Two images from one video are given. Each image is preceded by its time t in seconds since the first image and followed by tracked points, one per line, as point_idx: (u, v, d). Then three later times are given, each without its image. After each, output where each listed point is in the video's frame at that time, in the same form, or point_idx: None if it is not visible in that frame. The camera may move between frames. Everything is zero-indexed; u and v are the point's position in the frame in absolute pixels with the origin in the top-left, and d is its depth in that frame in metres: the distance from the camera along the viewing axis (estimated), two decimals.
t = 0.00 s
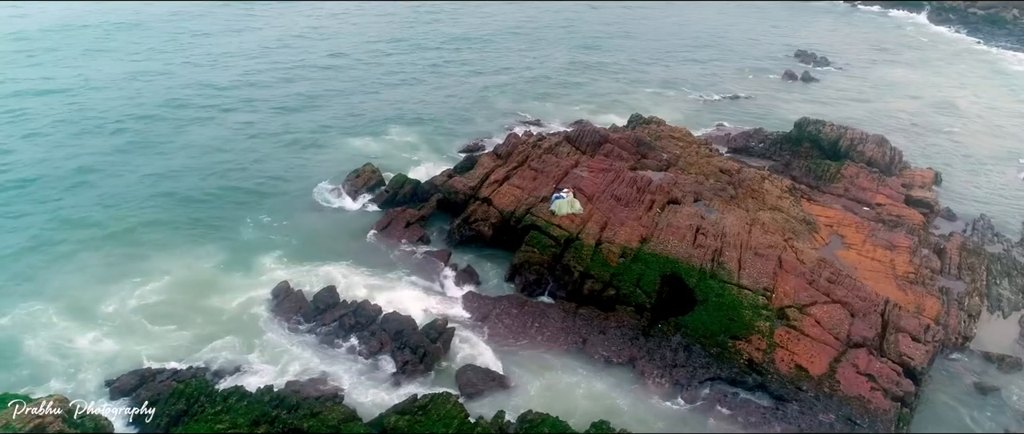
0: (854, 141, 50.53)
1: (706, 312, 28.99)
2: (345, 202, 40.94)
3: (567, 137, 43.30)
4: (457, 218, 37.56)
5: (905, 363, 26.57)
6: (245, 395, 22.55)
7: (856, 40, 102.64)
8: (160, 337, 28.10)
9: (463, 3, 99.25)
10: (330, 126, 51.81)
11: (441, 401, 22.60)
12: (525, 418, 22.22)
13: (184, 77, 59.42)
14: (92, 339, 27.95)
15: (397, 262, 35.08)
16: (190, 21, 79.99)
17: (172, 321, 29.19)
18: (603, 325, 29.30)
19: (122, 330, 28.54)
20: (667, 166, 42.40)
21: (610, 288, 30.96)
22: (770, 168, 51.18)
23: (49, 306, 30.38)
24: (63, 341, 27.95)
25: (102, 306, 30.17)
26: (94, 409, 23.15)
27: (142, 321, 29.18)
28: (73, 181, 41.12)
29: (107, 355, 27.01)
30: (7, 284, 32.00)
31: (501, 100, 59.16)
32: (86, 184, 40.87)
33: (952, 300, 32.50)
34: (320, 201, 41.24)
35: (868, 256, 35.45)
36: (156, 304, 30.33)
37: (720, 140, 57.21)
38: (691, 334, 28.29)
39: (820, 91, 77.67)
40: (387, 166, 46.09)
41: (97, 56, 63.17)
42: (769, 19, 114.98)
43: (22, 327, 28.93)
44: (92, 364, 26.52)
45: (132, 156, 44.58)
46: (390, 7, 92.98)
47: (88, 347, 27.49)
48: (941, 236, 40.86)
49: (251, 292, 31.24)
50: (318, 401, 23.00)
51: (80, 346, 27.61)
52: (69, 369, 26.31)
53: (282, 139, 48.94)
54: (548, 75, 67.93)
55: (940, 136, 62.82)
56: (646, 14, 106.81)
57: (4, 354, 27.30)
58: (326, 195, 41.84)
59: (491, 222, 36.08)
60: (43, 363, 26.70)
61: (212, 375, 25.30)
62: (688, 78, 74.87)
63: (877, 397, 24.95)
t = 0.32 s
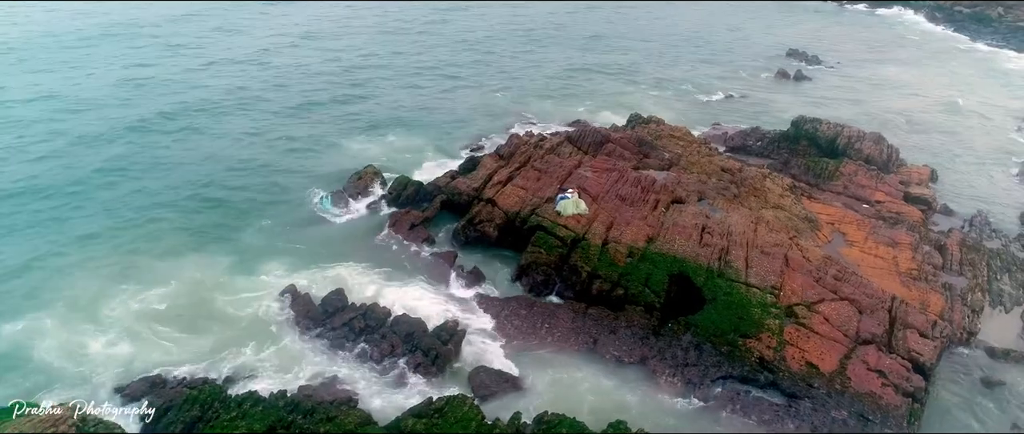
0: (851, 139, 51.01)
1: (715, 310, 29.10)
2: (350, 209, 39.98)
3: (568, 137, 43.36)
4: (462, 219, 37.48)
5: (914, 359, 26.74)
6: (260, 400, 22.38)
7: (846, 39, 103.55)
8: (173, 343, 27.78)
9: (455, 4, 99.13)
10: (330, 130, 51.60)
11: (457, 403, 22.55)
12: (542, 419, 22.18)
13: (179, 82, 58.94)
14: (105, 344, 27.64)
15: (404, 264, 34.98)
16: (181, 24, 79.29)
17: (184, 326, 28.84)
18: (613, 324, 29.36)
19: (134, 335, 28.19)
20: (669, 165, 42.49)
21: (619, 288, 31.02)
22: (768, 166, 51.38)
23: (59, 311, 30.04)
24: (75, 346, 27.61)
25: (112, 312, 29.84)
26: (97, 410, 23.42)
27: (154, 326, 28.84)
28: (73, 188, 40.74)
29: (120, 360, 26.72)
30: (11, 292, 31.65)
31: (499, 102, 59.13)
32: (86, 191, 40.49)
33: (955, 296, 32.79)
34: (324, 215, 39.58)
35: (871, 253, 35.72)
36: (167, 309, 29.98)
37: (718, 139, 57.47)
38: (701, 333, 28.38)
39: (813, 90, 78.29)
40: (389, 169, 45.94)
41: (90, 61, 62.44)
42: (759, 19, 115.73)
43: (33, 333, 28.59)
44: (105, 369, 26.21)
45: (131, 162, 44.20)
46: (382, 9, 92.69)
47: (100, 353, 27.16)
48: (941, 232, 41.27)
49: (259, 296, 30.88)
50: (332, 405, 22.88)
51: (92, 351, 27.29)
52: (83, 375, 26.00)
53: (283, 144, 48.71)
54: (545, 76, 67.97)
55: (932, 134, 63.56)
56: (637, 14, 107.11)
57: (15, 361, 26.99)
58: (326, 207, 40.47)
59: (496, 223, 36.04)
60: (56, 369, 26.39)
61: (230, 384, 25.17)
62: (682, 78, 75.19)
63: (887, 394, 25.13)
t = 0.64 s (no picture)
0: (847, 136, 51.49)
1: (722, 309, 29.24)
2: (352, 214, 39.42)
3: (569, 138, 43.45)
4: (465, 220, 37.46)
5: (921, 354, 27.00)
6: (274, 404, 22.25)
7: (836, 37, 104.41)
8: (186, 346, 27.57)
9: (448, 6, 99.03)
10: (329, 134, 51.44)
11: (471, 404, 22.49)
12: (557, 419, 22.20)
13: (175, 85, 58.57)
14: (118, 348, 27.45)
15: (409, 265, 34.95)
16: (171, 26, 78.67)
17: (197, 330, 28.60)
18: (621, 324, 29.44)
19: (146, 338, 28.00)
20: (670, 165, 42.66)
21: (626, 287, 31.07)
22: (765, 164, 51.58)
23: (69, 316, 29.82)
24: (87, 350, 27.42)
25: (123, 316, 29.63)
26: (95, 408, 24.23)
27: (166, 329, 28.61)
28: (73, 193, 40.44)
29: (134, 365, 26.56)
30: (14, 297, 31.39)
31: (497, 103, 59.13)
32: (86, 196, 40.20)
33: (956, 291, 33.12)
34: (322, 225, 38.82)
35: (872, 250, 36.02)
36: (179, 312, 29.78)
37: (714, 138, 57.78)
38: (709, 331, 28.49)
39: (804, 88, 78.94)
40: (390, 172, 45.86)
41: (83, 64, 61.86)
42: (749, 18, 116.47)
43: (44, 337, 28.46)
44: (115, 374, 26.03)
45: (130, 166, 43.89)
46: (374, 11, 92.48)
47: (113, 357, 26.99)
48: (939, 228, 41.71)
49: (266, 300, 30.65)
50: (345, 408, 22.65)
51: (106, 356, 27.08)
52: (96, 380, 25.83)
53: (282, 147, 48.46)
54: (540, 77, 68.03)
55: (923, 132, 64.33)
56: (628, 14, 107.45)
57: (27, 366, 26.84)
58: (326, 214, 39.80)
59: (500, 224, 35.99)
60: (70, 374, 26.23)
61: (245, 390, 24.96)
62: (675, 77, 75.50)
63: (896, 389, 25.34)
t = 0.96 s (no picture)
0: (842, 134, 52.00)
1: (731, 307, 29.40)
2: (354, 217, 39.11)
3: (570, 138, 43.61)
4: (469, 221, 37.41)
5: (928, 348, 27.33)
6: (290, 408, 22.07)
7: (824, 36, 105.45)
8: (206, 349, 27.40)
9: (439, 7, 98.96)
10: (328, 137, 51.30)
11: (489, 405, 22.46)
12: (575, 419, 22.25)
13: (169, 89, 58.11)
14: (136, 353, 27.20)
15: (416, 266, 34.89)
16: (160, 30, 77.99)
17: (214, 334, 28.39)
18: (631, 322, 29.56)
19: (163, 342, 27.81)
20: (671, 163, 42.86)
21: (634, 286, 31.16)
22: (762, 162, 51.96)
23: (81, 321, 29.56)
24: (104, 356, 27.18)
25: (138, 320, 29.37)
26: (95, 408, 24.50)
27: (180, 333, 28.39)
28: (74, 200, 40.09)
29: (155, 367, 26.37)
30: (16, 305, 31.06)
31: (494, 104, 59.22)
32: (87, 202, 39.84)
33: (958, 285, 33.49)
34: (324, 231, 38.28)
35: (873, 246, 36.40)
36: (194, 316, 29.57)
37: (710, 136, 58.13)
38: (719, 328, 28.67)
39: (795, 87, 79.67)
40: (389, 174, 45.74)
41: (75, 69, 61.25)
42: (737, 17, 117.34)
43: (55, 343, 28.25)
44: (123, 379, 25.91)
45: (129, 172, 43.53)
46: (365, 13, 92.29)
47: (133, 361, 26.77)
48: (936, 223, 42.21)
49: (277, 304, 30.52)
50: (362, 411, 22.51)
51: (124, 361, 26.84)
52: (115, 385, 25.65)
53: (281, 151, 48.25)
54: (535, 78, 68.20)
55: (914, 130, 65.14)
56: (619, 14, 107.87)
57: (43, 372, 26.62)
58: (327, 219, 39.31)
59: (505, 224, 35.99)
60: (88, 380, 26.00)
61: (260, 396, 24.81)
62: (668, 76, 75.83)
63: (905, 383, 25.64)
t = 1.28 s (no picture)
0: (835, 131, 52.63)
1: (738, 303, 29.64)
2: (354, 220, 38.96)
3: (569, 138, 43.75)
4: (472, 222, 37.34)
5: (933, 341, 27.73)
6: (307, 412, 21.89)
7: (811, 34, 106.52)
8: (222, 353, 27.27)
9: (429, 9, 98.80)
10: (325, 139, 51.08)
11: (505, 406, 22.50)
12: (591, 418, 22.38)
13: (160, 93, 57.59)
14: (147, 357, 27.12)
15: (421, 268, 34.77)
16: (148, 33, 77.24)
17: (229, 338, 28.19)
18: (640, 321, 29.73)
19: (177, 347, 27.67)
20: (670, 162, 43.11)
21: (640, 284, 31.27)
22: (757, 160, 52.44)
23: (92, 328, 29.25)
24: (120, 362, 26.98)
25: (151, 325, 29.16)
26: (95, 409, 24.71)
27: (183, 336, 28.32)
28: (73, 205, 39.67)
29: (164, 371, 26.31)
30: (15, 310, 30.81)
31: (489, 106, 59.32)
32: (86, 208, 39.41)
33: (956, 279, 33.99)
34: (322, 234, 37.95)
35: (871, 241, 36.86)
36: (207, 320, 29.38)
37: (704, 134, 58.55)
38: (727, 325, 28.90)
39: (784, 85, 80.47)
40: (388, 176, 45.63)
41: (65, 73, 60.45)
42: (724, 17, 118.30)
43: (66, 349, 28.05)
44: (126, 382, 25.89)
45: (127, 177, 43.13)
46: (354, 15, 91.98)
47: (141, 365, 26.71)
48: (930, 218, 42.82)
49: (286, 306, 30.38)
50: (378, 413, 22.43)
51: (135, 365, 26.77)
52: (118, 388, 25.65)
53: (279, 154, 47.99)
54: (529, 79, 68.38)
55: (902, 126, 66.09)
56: (607, 13, 108.31)
57: (55, 379, 26.35)
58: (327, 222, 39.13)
59: (509, 224, 35.98)
60: (99, 384, 25.94)
61: (274, 399, 24.68)
62: (659, 75, 76.28)
63: (912, 376, 26.00)
